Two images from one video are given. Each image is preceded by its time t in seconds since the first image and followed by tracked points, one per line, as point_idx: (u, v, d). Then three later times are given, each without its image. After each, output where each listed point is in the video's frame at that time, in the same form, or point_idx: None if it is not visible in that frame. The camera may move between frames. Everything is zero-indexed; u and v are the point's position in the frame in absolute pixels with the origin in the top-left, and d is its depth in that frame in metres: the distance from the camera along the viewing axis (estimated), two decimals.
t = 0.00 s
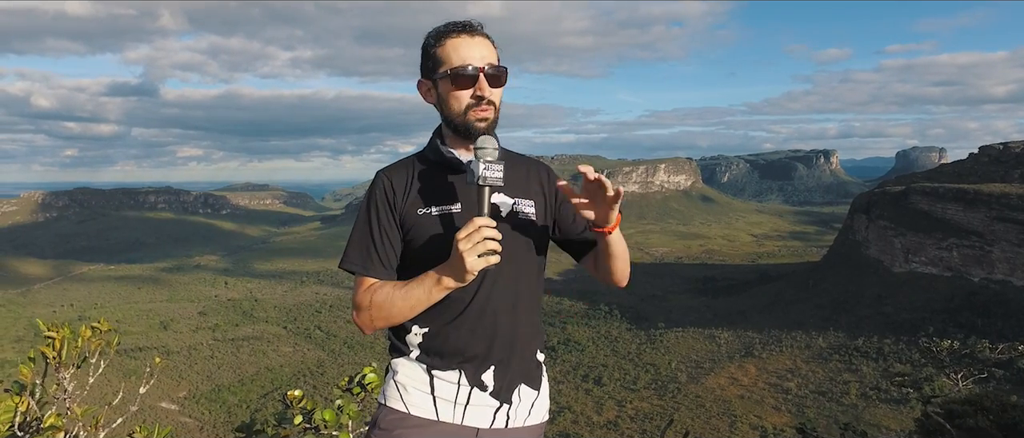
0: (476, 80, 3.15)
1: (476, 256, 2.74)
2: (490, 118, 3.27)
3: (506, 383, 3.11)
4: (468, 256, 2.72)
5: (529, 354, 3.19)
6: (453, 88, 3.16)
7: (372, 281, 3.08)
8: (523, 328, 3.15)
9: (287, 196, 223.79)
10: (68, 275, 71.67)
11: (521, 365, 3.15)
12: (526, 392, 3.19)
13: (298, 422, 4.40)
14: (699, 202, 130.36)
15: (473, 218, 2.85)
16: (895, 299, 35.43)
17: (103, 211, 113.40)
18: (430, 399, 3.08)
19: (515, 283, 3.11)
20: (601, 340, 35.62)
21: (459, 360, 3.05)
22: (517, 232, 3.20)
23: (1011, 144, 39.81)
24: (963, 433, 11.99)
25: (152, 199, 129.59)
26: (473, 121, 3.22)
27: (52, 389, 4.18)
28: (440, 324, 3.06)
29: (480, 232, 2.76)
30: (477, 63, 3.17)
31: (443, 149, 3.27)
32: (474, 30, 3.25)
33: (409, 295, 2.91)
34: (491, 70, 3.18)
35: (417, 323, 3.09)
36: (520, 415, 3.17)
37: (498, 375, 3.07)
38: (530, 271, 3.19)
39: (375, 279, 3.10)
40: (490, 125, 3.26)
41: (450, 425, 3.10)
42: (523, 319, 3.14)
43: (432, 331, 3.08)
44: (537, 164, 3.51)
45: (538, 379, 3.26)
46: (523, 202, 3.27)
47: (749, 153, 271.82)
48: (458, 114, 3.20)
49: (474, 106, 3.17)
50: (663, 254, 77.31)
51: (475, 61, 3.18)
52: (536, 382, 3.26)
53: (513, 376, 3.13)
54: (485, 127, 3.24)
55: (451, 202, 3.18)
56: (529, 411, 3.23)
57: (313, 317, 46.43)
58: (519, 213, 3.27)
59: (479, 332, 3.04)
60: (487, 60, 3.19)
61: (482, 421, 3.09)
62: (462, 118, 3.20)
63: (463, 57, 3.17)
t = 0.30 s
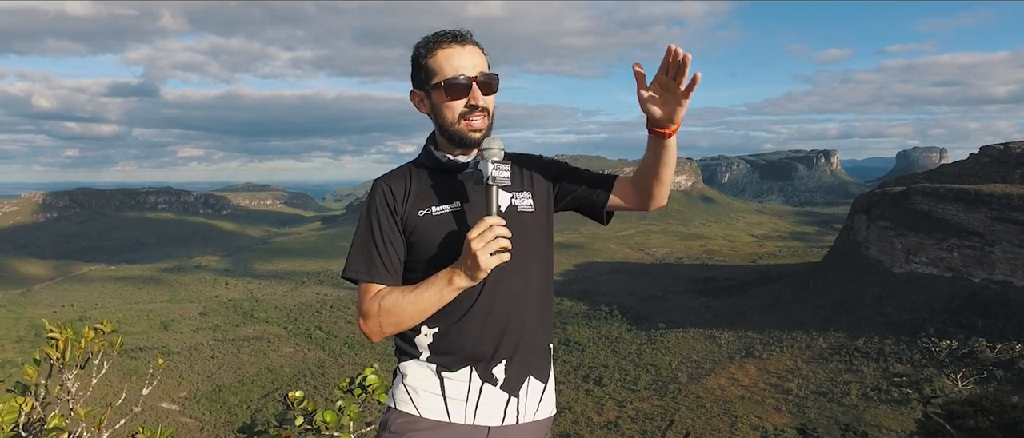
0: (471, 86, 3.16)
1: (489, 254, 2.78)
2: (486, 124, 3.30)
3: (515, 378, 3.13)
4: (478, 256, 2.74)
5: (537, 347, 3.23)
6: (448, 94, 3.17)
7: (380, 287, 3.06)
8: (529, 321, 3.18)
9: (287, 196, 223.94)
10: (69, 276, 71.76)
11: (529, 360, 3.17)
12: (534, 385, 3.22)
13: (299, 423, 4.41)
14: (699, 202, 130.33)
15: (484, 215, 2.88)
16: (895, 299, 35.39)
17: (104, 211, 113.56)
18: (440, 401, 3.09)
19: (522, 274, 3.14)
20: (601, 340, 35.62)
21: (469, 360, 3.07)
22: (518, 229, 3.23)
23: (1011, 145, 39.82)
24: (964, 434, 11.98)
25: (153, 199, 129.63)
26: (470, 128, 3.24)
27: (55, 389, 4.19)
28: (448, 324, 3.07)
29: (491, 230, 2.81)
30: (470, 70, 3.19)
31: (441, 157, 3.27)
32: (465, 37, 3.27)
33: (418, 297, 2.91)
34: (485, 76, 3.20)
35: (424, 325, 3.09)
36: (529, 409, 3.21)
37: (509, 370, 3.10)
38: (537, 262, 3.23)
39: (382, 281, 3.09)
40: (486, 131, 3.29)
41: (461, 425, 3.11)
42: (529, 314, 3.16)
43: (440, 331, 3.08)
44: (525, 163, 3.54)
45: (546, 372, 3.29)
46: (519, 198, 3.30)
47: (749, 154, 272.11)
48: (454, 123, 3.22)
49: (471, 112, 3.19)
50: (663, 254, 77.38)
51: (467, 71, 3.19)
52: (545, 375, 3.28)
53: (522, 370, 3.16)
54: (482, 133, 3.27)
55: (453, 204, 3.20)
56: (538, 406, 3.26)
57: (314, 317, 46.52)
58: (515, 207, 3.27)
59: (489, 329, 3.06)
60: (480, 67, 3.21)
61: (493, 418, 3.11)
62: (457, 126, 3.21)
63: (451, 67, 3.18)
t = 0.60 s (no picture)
0: (464, 93, 3.11)
1: (480, 258, 2.74)
2: (482, 129, 3.23)
3: (515, 374, 3.11)
4: (470, 260, 2.71)
5: (535, 341, 3.21)
6: (442, 103, 3.13)
7: (381, 290, 3.10)
8: (527, 317, 3.15)
9: (288, 197, 224.08)
10: (70, 276, 71.86)
11: (528, 357, 3.15)
12: (534, 379, 3.19)
13: (301, 424, 4.41)
14: (700, 202, 130.35)
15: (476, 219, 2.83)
16: (897, 300, 35.34)
17: (105, 211, 113.70)
18: (441, 398, 3.11)
19: (518, 272, 3.11)
20: (602, 340, 35.62)
21: (470, 359, 3.08)
22: (515, 228, 3.17)
23: (1012, 144, 39.78)
24: (965, 434, 11.97)
25: (154, 200, 129.78)
26: (466, 134, 3.19)
27: (59, 390, 4.20)
28: (448, 326, 3.07)
29: (483, 234, 2.76)
30: (464, 79, 3.14)
31: (437, 162, 3.24)
32: (460, 43, 3.20)
33: (416, 301, 2.92)
34: (478, 84, 3.14)
35: (426, 326, 3.10)
36: (531, 403, 3.18)
37: (509, 368, 3.09)
38: (535, 259, 3.18)
39: (383, 286, 3.13)
40: (482, 135, 3.23)
41: (463, 422, 3.12)
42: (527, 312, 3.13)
43: (440, 333, 3.09)
44: (524, 152, 3.43)
45: (547, 367, 3.26)
46: (515, 194, 3.21)
47: (750, 155, 272.06)
48: (450, 130, 3.17)
49: (467, 121, 3.14)
50: (664, 254, 77.39)
51: (462, 78, 3.13)
52: (545, 369, 3.26)
53: (521, 367, 3.13)
54: (477, 137, 3.21)
55: (451, 206, 3.18)
56: (540, 400, 3.23)
57: (315, 317, 46.55)
58: (514, 206, 3.20)
59: (487, 331, 3.06)
60: (473, 75, 3.15)
61: (494, 415, 3.09)
62: (452, 131, 3.16)
63: (445, 74, 3.12)
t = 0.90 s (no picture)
0: (451, 98, 3.04)
1: (466, 264, 2.72)
2: (473, 132, 3.14)
3: (509, 373, 3.08)
4: (455, 267, 2.69)
5: (532, 340, 3.17)
6: (431, 108, 3.07)
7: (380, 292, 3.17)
8: (521, 317, 3.10)
9: (289, 197, 224.18)
10: (72, 276, 71.95)
11: (523, 356, 3.12)
12: (530, 377, 3.15)
13: (303, 424, 4.42)
14: (702, 203, 130.35)
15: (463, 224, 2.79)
16: (898, 300, 35.31)
17: (107, 212, 113.87)
18: (437, 397, 3.13)
19: (510, 274, 3.08)
20: (603, 341, 35.62)
21: (464, 360, 3.07)
22: (507, 229, 3.11)
23: (1014, 145, 39.76)
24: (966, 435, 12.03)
25: (156, 200, 129.93)
26: (455, 137, 3.11)
27: (62, 389, 4.23)
28: (443, 328, 3.08)
29: (467, 241, 2.73)
30: (452, 82, 3.06)
31: (432, 166, 3.21)
32: (449, 44, 3.12)
33: (411, 305, 2.95)
34: (465, 87, 3.06)
35: (423, 327, 3.13)
36: (528, 402, 3.15)
37: (503, 368, 3.06)
38: (528, 257, 3.12)
39: (383, 287, 3.20)
40: (473, 138, 3.14)
41: (459, 420, 3.13)
42: (519, 313, 3.09)
43: (435, 333, 3.10)
44: (521, 148, 3.32)
45: (544, 364, 3.21)
46: (505, 194, 3.14)
47: (751, 155, 272.03)
48: (440, 134, 3.11)
49: (455, 125, 3.06)
50: (665, 254, 77.41)
51: (450, 82, 3.06)
52: (542, 366, 3.21)
53: (515, 366, 3.09)
54: (467, 140, 3.12)
55: (443, 209, 3.15)
56: (538, 398, 3.19)
57: (316, 317, 46.57)
58: (507, 207, 3.13)
59: (479, 332, 3.05)
60: (461, 78, 3.06)
61: (490, 413, 3.10)
62: (441, 135, 3.11)
63: (435, 78, 3.06)
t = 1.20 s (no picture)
0: (439, 96, 3.03)
1: (454, 260, 2.72)
2: (463, 132, 3.13)
3: (502, 374, 3.07)
4: (444, 264, 2.69)
5: (526, 341, 3.15)
6: (422, 106, 3.08)
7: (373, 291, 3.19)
8: (515, 317, 3.10)
9: (290, 197, 224.05)
10: (73, 276, 71.99)
11: (517, 356, 3.10)
12: (525, 378, 3.14)
13: (304, 424, 4.42)
14: (703, 202, 130.19)
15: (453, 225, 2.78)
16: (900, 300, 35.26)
17: (108, 212, 113.90)
18: (431, 396, 3.14)
19: (504, 274, 3.07)
20: (604, 341, 35.58)
21: (457, 359, 3.07)
22: (501, 230, 3.11)
23: (1015, 145, 39.72)
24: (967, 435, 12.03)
25: (157, 200, 129.94)
26: (441, 137, 3.10)
27: (63, 389, 4.23)
28: (436, 327, 3.09)
29: (456, 237, 2.72)
30: (438, 79, 3.04)
31: (425, 167, 3.19)
32: (441, 44, 3.11)
33: (403, 303, 2.97)
34: (452, 85, 3.04)
35: (418, 327, 3.15)
36: (522, 402, 3.14)
37: (495, 369, 3.06)
38: (522, 257, 3.11)
39: (377, 286, 3.21)
40: (464, 137, 3.12)
41: (453, 420, 3.13)
42: (513, 313, 3.08)
43: (430, 332, 3.12)
44: (515, 153, 3.32)
45: (538, 365, 3.20)
46: (502, 196, 3.13)
47: (752, 155, 271.77)
48: (430, 133, 3.10)
49: (441, 123, 3.05)
50: (666, 255, 77.34)
51: (437, 81, 3.04)
52: (536, 368, 3.19)
53: (510, 366, 3.08)
54: (456, 140, 3.11)
55: (435, 209, 3.14)
56: (532, 399, 3.18)
57: (316, 318, 46.55)
58: (502, 209, 3.13)
59: (473, 331, 3.04)
60: (449, 75, 3.04)
61: (483, 413, 3.09)
62: (431, 134, 3.09)
63: (427, 74, 3.05)
